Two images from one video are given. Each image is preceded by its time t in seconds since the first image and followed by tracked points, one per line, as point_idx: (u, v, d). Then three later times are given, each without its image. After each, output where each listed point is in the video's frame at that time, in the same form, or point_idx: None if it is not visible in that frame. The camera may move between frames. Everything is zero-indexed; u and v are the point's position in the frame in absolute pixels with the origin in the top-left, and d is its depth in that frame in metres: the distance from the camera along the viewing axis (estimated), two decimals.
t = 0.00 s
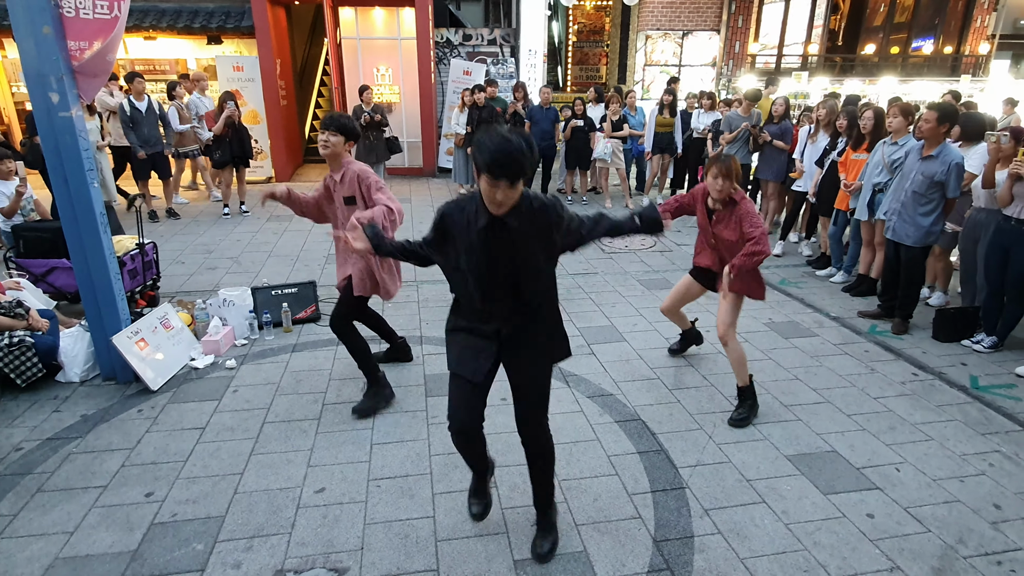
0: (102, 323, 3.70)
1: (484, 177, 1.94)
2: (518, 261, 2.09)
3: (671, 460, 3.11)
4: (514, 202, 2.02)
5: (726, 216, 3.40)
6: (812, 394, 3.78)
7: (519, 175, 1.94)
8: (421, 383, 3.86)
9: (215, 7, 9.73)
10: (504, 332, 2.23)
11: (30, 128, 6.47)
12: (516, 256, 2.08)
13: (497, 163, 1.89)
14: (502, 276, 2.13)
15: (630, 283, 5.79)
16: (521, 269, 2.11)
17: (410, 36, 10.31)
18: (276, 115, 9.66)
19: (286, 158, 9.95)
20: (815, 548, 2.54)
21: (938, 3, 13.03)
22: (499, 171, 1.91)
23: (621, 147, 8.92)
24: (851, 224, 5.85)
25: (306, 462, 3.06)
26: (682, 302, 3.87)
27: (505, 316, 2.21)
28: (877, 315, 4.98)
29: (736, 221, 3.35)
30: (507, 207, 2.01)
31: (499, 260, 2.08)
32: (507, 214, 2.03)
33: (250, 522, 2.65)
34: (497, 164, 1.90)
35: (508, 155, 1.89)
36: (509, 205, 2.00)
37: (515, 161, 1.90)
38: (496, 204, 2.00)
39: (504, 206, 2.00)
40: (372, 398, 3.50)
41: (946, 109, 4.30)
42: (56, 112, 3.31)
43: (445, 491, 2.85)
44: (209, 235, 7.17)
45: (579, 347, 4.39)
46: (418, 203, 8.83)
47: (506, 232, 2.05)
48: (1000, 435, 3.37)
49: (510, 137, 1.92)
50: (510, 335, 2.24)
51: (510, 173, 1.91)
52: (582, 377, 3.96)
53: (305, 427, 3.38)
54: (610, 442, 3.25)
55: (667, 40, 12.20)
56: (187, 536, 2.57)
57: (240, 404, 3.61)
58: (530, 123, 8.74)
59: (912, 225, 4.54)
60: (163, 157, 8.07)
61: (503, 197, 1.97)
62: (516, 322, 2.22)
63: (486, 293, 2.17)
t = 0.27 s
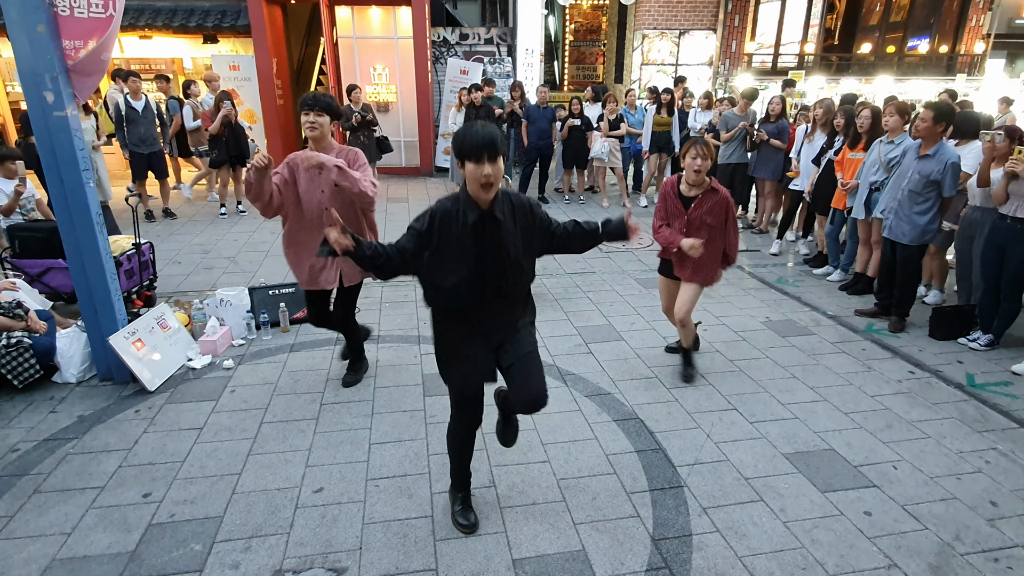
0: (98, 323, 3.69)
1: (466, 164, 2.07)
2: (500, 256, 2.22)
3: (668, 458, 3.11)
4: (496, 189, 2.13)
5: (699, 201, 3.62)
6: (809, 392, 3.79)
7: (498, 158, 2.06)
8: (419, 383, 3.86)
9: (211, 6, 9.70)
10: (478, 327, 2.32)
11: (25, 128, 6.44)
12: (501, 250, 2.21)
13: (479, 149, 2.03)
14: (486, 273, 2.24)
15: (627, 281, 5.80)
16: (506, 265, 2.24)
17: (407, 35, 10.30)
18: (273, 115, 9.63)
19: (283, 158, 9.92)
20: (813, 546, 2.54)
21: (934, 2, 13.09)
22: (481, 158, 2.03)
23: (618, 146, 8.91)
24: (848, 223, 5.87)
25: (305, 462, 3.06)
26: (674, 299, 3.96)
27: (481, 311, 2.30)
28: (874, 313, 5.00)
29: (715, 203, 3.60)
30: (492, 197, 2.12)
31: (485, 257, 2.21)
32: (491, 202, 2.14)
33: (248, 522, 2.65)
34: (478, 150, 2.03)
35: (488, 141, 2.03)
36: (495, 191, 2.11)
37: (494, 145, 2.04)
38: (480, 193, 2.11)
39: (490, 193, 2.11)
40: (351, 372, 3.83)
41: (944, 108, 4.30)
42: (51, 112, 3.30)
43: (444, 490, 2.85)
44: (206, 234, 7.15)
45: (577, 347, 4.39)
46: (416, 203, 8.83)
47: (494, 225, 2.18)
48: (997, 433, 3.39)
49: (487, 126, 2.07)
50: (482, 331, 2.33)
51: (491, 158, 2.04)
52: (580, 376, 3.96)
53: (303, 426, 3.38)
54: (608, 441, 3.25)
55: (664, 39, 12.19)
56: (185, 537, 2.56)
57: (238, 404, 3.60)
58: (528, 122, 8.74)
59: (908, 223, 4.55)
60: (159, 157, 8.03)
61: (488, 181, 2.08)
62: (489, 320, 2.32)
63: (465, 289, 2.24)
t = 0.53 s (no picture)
0: (95, 323, 3.68)
1: (462, 164, 2.37)
2: (490, 243, 2.56)
3: (666, 458, 3.11)
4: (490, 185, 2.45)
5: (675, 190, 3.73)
6: (806, 391, 3.80)
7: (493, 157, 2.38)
8: (417, 383, 3.86)
9: (208, 5, 9.68)
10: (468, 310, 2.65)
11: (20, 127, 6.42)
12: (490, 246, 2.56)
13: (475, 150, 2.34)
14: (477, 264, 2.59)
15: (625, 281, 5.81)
16: (494, 260, 2.58)
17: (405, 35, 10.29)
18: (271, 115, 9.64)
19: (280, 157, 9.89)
20: (810, 545, 2.55)
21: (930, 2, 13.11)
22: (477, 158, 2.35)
23: (615, 145, 9.08)
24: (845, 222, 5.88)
25: (302, 462, 3.06)
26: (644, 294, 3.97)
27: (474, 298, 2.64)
28: (871, 312, 5.01)
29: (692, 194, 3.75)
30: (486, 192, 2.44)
31: (478, 250, 2.57)
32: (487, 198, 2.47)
33: (245, 523, 2.64)
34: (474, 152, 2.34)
35: (482, 144, 2.33)
36: (488, 187, 2.43)
37: (488, 147, 2.35)
38: (477, 188, 2.42)
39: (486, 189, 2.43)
40: (341, 374, 3.79)
41: (942, 108, 4.31)
42: (47, 111, 3.28)
43: (441, 491, 2.85)
44: (202, 234, 7.13)
45: (575, 346, 4.39)
46: (414, 203, 8.83)
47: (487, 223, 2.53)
48: (993, 432, 3.40)
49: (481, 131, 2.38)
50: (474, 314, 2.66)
51: (484, 157, 2.35)
52: (578, 376, 3.96)
53: (300, 426, 3.37)
54: (606, 441, 3.25)
55: (661, 39, 12.20)
56: (182, 538, 2.56)
57: (235, 405, 3.59)
58: (525, 121, 8.73)
59: (905, 223, 4.56)
60: (156, 157, 7.99)
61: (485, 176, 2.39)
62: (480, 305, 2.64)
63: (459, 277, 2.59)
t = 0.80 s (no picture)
0: (92, 323, 3.67)
1: (445, 160, 2.50)
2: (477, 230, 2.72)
3: (664, 458, 3.12)
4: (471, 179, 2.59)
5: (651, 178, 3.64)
6: (804, 391, 3.80)
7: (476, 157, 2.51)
8: (415, 383, 3.86)
9: (206, 5, 9.67)
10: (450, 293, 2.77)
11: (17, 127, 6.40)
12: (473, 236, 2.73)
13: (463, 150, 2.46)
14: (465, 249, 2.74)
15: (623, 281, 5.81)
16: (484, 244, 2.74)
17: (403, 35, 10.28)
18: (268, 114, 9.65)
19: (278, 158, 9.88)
20: (808, 545, 2.55)
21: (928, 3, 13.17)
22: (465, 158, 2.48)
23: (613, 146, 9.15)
24: (843, 222, 5.89)
25: (300, 463, 3.05)
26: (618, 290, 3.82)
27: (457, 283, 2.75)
28: (868, 312, 5.02)
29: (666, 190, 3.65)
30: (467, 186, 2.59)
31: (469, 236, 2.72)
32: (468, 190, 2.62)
33: (242, 524, 2.64)
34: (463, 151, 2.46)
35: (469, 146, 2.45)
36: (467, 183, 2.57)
37: (469, 148, 2.47)
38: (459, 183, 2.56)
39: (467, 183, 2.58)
40: (324, 393, 3.57)
41: (940, 108, 4.32)
42: (44, 111, 3.28)
43: (439, 491, 2.85)
44: (200, 235, 7.13)
45: (573, 346, 4.40)
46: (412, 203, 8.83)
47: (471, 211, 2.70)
48: (990, 431, 3.41)
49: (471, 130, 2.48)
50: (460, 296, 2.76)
51: (465, 155, 2.47)
52: (576, 376, 3.96)
53: (298, 427, 3.37)
54: (604, 441, 3.25)
55: (660, 39, 12.18)
56: (179, 538, 2.55)
57: (233, 405, 3.59)
58: (524, 122, 8.74)
59: (904, 223, 4.57)
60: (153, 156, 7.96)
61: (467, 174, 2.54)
62: (466, 294, 2.74)
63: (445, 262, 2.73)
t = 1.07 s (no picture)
0: (91, 324, 3.67)
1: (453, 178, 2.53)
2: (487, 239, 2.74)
3: (663, 459, 3.12)
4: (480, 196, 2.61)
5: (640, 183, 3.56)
6: (803, 392, 3.81)
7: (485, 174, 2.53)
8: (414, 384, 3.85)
9: (205, 6, 9.67)
10: (452, 301, 2.83)
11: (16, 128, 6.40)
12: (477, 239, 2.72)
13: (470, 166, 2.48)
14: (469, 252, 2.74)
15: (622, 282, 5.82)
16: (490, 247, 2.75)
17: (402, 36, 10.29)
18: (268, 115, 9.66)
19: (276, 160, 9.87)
20: (806, 546, 2.56)
21: (926, 5, 13.19)
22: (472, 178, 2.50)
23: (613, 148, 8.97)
24: (841, 224, 5.90)
25: (299, 464, 3.05)
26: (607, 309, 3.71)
27: (460, 286, 2.81)
28: (867, 313, 5.03)
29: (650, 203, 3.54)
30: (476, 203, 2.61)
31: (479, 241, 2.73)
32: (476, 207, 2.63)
33: (241, 525, 2.63)
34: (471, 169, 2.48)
35: (477, 164, 2.47)
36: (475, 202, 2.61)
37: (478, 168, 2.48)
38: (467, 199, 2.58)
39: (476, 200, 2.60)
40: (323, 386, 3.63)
41: (939, 110, 4.33)
42: (43, 112, 3.28)
43: (439, 492, 2.85)
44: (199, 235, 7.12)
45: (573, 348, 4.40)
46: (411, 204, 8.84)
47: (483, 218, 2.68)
48: (988, 432, 3.41)
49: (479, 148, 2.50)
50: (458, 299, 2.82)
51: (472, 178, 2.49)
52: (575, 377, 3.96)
53: (297, 428, 3.37)
54: (603, 442, 3.26)
55: (659, 40, 12.18)
56: (179, 540, 2.55)
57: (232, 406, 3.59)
58: (523, 123, 8.75)
59: (904, 224, 4.58)
60: (152, 157, 7.95)
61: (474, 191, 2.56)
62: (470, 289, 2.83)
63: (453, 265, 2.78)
